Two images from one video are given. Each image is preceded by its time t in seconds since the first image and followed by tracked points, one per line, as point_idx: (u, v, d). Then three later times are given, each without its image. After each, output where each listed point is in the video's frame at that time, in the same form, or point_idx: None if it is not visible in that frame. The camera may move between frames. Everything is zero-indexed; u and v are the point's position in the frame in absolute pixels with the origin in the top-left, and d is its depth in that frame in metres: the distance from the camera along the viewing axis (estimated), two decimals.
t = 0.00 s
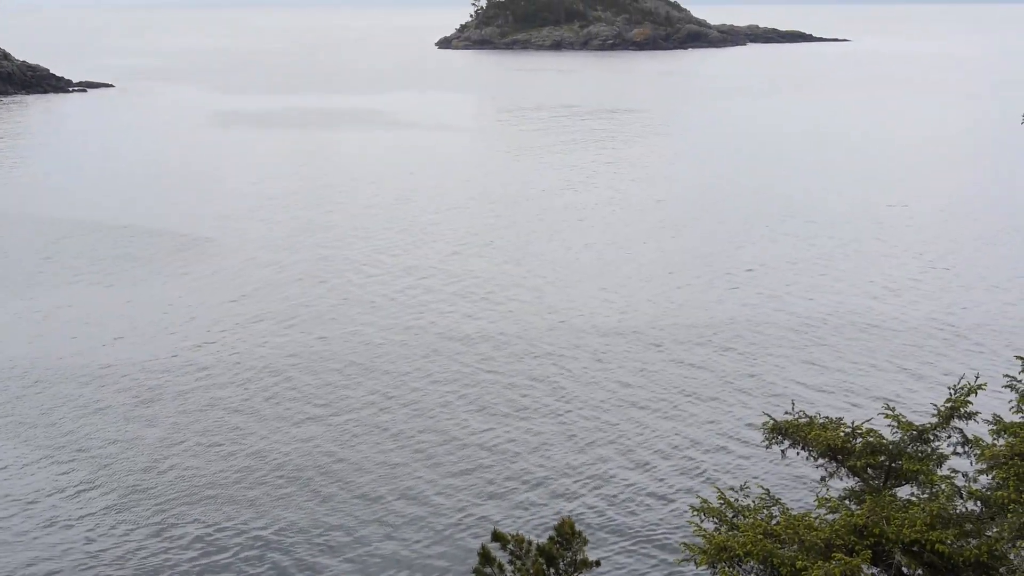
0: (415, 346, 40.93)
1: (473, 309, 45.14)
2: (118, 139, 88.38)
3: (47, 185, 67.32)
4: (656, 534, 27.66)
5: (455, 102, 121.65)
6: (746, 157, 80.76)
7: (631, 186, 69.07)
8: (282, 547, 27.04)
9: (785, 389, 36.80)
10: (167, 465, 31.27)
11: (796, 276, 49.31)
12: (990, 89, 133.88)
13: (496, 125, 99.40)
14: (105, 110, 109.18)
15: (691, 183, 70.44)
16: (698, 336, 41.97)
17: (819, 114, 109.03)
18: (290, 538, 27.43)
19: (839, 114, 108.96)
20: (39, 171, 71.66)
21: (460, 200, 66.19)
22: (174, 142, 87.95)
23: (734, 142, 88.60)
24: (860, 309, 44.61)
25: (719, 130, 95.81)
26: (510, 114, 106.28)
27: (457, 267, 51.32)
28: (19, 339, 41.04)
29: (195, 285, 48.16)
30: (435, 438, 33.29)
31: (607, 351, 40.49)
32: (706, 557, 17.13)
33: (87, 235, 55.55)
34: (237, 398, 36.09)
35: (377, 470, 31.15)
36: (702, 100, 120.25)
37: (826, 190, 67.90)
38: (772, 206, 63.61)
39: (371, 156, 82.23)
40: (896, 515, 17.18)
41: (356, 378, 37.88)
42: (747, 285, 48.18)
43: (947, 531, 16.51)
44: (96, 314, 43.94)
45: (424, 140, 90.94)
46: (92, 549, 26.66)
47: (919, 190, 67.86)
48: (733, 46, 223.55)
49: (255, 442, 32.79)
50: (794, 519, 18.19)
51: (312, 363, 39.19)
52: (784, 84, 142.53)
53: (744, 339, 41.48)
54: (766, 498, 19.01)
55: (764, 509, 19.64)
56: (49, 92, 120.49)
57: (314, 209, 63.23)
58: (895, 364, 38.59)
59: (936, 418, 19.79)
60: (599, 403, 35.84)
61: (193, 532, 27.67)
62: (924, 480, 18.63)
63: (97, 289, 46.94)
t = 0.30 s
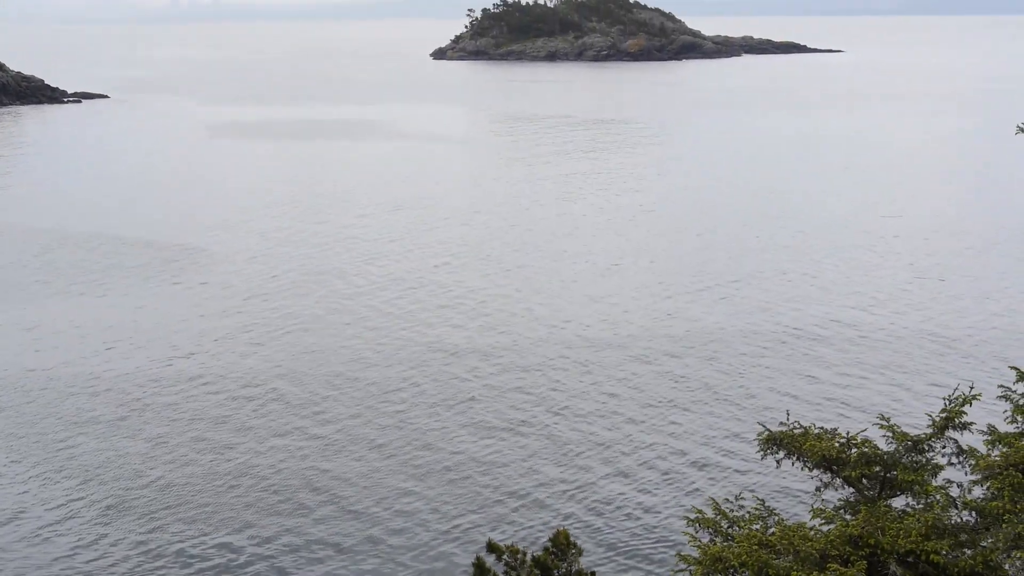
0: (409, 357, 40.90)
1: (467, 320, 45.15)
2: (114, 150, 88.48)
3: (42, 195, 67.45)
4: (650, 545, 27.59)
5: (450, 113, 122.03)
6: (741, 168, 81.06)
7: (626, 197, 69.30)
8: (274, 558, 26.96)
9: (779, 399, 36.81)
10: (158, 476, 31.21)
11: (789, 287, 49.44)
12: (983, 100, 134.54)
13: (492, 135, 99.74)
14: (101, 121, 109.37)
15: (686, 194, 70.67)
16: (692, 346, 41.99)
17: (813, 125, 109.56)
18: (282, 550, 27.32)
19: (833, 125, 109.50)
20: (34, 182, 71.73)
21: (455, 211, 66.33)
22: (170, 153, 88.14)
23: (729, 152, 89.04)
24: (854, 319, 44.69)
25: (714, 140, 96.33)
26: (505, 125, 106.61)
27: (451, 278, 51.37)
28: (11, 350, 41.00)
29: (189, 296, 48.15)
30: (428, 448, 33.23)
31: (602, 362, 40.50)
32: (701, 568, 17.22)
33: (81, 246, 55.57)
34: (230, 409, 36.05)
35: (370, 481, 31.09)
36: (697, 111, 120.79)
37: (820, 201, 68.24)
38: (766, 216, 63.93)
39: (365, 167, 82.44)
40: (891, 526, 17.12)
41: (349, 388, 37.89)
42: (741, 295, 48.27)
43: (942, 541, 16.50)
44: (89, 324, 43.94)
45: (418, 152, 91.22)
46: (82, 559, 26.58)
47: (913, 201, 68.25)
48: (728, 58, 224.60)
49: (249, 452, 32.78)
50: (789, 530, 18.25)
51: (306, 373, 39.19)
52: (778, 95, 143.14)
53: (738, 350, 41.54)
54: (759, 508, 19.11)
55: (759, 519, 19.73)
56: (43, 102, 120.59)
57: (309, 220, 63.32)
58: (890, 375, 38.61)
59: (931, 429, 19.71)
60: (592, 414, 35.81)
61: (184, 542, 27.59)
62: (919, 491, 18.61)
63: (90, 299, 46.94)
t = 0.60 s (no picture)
0: (403, 367, 40.83)
1: (461, 329, 45.12)
2: (108, 159, 88.38)
3: (35, 205, 67.36)
4: (644, 555, 27.52)
5: (445, 123, 122.19)
6: (735, 177, 81.22)
7: (620, 206, 69.41)
8: (267, 568, 26.85)
9: (773, 409, 36.80)
10: (151, 486, 31.08)
11: (783, 296, 49.53)
12: (976, 110, 135.12)
13: (487, 145, 99.87)
14: (95, 130, 109.28)
15: (681, 204, 70.77)
16: (686, 356, 42.00)
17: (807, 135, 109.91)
18: (275, 561, 27.20)
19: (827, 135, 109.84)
20: (28, 192, 71.65)
21: (449, 220, 66.32)
22: (164, 163, 88.08)
23: (723, 162, 89.31)
24: (847, 329, 44.77)
25: (708, 150, 96.60)
26: (499, 135, 106.73)
27: (446, 287, 51.36)
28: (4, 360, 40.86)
29: (182, 305, 48.06)
30: (422, 458, 33.15)
31: (596, 372, 40.48)
32: None
33: (74, 255, 55.46)
34: (224, 419, 35.94)
35: (364, 491, 31.00)
36: (691, 121, 121.11)
37: (814, 210, 68.44)
38: (760, 225, 64.06)
39: (359, 176, 82.47)
40: (887, 535, 17.11)
41: (342, 398, 37.78)
42: (735, 305, 48.31)
43: (937, 550, 16.50)
44: (82, 334, 43.83)
45: (412, 160, 91.29)
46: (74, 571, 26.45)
47: (906, 210, 68.45)
48: (722, 67, 225.39)
49: (240, 462, 32.64)
50: (784, 540, 18.26)
51: (299, 383, 39.10)
52: (772, 105, 143.53)
53: (732, 359, 41.55)
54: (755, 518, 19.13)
55: (754, 531, 19.67)
56: (37, 112, 120.52)
57: (303, 229, 63.31)
58: (884, 385, 38.65)
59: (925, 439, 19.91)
60: (587, 424, 35.76)
61: (176, 553, 27.47)
62: (914, 500, 18.63)
63: (83, 309, 46.83)
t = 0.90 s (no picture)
0: (398, 375, 40.82)
1: (456, 338, 45.14)
2: (103, 168, 88.47)
3: (30, 213, 67.43)
4: (639, 565, 27.49)
5: (440, 131, 122.51)
6: (729, 186, 81.45)
7: (614, 215, 69.58)
8: None
9: (768, 417, 36.83)
10: (144, 495, 31.03)
11: (778, 304, 49.63)
12: (970, 119, 135.52)
13: (482, 153, 100.13)
14: (90, 139, 109.41)
15: (675, 212, 70.93)
16: (681, 364, 42.03)
17: (802, 144, 110.30)
18: (269, 570, 27.16)
19: (821, 144, 110.20)
20: (23, 200, 71.72)
21: (444, 229, 66.44)
22: (159, 172, 88.22)
23: (718, 171, 89.59)
24: (842, 337, 44.87)
25: (703, 159, 96.88)
26: (495, 144, 106.95)
27: (441, 295, 51.41)
28: None
29: (176, 313, 48.07)
30: (416, 467, 33.13)
31: (591, 380, 40.49)
32: None
33: (68, 264, 55.49)
34: (217, 427, 35.90)
35: (359, 499, 30.97)
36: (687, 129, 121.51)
37: (808, 219, 68.64)
38: (755, 234, 64.23)
39: (355, 185, 82.63)
40: (882, 543, 17.16)
41: (335, 407, 37.76)
42: (729, 313, 48.39)
43: (932, 559, 16.53)
44: (76, 342, 43.83)
45: (407, 169, 91.53)
46: None
47: (901, 219, 68.68)
48: (718, 76, 226.08)
49: (233, 471, 32.61)
50: (779, 549, 18.29)
51: (293, 392, 39.09)
52: (767, 114, 144.08)
53: (727, 368, 41.60)
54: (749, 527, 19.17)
55: (750, 538, 19.76)
56: (33, 121, 120.57)
57: (297, 238, 63.39)
58: (879, 393, 38.70)
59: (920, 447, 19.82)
60: (581, 433, 35.74)
61: (169, 563, 27.41)
62: (909, 509, 18.64)
63: (77, 317, 46.83)
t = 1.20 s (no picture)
0: (393, 383, 40.76)
1: (452, 345, 45.13)
2: (100, 176, 88.54)
3: (26, 221, 67.43)
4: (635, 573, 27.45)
5: (436, 139, 122.72)
6: (725, 194, 81.57)
7: (610, 223, 69.74)
8: None
9: (764, 425, 36.84)
10: (139, 502, 30.97)
11: (773, 312, 49.72)
12: (966, 128, 135.94)
13: (478, 161, 100.30)
14: (86, 147, 109.49)
15: (671, 220, 71.08)
16: (677, 373, 42.03)
17: (797, 152, 110.63)
18: None
19: (816, 152, 110.51)
20: (19, 208, 71.73)
21: (440, 237, 66.51)
22: (154, 179, 88.25)
23: (714, 179, 89.76)
24: (837, 345, 44.93)
25: (699, 167, 96.99)
26: (491, 152, 107.14)
27: (436, 303, 51.40)
28: None
29: (172, 321, 48.10)
30: (412, 475, 33.08)
31: (586, 388, 40.49)
32: None
33: (64, 271, 55.46)
34: (212, 435, 35.81)
35: (353, 507, 30.91)
36: (682, 137, 121.82)
37: (803, 227, 68.80)
38: (750, 241, 64.35)
39: (351, 193, 82.73)
40: (878, 552, 17.19)
41: (330, 415, 37.69)
42: (725, 321, 48.46)
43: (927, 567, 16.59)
44: (70, 349, 43.80)
45: (403, 177, 91.57)
46: None
47: (897, 228, 68.76)
48: (713, 84, 226.68)
49: (227, 479, 32.55)
50: (775, 557, 18.37)
51: (290, 399, 39.05)
52: (763, 122, 144.50)
53: (723, 376, 41.61)
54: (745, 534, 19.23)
55: (746, 547, 19.77)
56: (29, 128, 120.51)
57: (293, 246, 63.40)
58: (874, 401, 38.74)
59: (915, 455, 19.86)
60: (577, 441, 35.69)
61: (162, 571, 27.32)
62: (904, 517, 18.69)
63: (72, 324, 46.79)
